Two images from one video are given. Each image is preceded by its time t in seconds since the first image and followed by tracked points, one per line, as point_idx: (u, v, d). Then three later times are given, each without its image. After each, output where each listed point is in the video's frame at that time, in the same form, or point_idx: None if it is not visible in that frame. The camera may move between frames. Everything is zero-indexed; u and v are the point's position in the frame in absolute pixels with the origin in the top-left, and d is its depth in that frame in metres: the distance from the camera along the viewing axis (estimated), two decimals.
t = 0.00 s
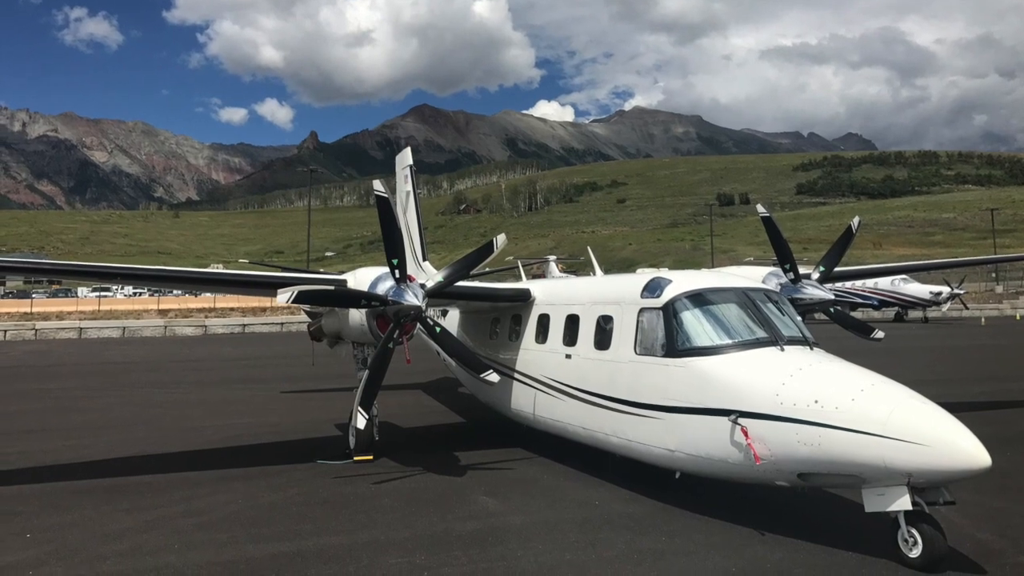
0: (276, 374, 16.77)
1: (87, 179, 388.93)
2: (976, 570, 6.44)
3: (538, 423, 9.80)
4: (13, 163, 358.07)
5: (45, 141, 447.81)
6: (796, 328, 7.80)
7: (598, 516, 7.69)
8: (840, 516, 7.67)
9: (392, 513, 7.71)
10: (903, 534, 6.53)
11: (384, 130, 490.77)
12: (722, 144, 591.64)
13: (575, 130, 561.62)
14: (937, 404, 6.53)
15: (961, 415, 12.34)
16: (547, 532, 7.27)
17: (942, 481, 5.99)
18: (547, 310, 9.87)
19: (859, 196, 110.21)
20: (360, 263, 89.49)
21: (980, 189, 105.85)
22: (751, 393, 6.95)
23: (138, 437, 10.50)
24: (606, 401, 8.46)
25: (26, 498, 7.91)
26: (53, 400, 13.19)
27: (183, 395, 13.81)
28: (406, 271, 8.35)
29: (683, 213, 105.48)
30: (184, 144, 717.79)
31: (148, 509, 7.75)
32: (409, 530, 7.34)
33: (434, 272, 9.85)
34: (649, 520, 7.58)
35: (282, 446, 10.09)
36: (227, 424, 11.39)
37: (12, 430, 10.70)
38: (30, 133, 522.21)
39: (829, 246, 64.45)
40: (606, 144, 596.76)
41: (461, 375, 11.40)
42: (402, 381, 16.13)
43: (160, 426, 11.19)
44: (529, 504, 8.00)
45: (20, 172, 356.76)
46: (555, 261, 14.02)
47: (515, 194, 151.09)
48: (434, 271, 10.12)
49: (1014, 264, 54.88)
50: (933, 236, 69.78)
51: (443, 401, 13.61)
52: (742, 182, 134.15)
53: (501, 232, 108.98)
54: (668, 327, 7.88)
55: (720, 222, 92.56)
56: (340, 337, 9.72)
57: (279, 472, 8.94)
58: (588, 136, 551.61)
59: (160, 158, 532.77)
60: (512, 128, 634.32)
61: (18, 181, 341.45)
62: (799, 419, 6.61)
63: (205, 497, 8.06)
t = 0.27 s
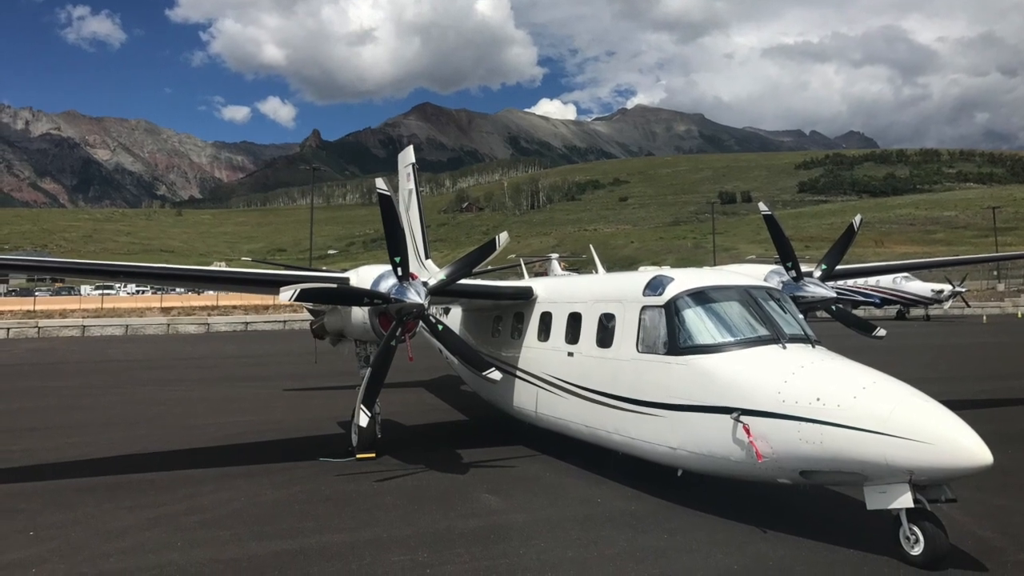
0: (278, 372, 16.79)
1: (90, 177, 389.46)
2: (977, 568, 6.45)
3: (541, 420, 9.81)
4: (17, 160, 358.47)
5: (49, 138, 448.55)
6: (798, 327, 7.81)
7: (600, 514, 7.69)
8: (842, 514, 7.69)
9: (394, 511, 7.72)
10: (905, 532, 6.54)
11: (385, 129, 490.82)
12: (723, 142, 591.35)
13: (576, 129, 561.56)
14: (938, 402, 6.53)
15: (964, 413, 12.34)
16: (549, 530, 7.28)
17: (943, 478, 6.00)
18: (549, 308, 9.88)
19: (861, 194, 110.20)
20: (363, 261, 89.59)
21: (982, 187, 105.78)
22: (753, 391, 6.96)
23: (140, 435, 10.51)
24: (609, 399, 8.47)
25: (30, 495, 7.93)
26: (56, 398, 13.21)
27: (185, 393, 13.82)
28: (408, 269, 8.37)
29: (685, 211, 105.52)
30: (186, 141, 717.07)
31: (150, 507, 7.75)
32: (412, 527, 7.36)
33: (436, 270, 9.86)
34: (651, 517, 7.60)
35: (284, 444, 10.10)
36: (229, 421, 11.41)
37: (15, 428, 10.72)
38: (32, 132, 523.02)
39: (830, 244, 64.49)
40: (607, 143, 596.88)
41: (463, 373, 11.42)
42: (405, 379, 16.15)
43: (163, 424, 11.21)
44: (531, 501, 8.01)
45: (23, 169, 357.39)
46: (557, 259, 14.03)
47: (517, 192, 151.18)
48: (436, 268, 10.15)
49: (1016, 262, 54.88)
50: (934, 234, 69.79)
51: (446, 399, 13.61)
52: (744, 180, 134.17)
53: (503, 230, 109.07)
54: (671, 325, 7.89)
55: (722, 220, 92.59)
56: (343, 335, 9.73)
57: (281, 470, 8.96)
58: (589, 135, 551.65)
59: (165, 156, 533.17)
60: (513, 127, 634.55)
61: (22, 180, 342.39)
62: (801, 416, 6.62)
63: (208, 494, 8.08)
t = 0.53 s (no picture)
0: (281, 370, 16.80)
1: (93, 176, 389.82)
2: (979, 565, 6.46)
3: (543, 418, 9.83)
4: (20, 159, 359.00)
5: (52, 136, 448.88)
6: (800, 324, 7.82)
7: (603, 512, 7.70)
8: (845, 512, 7.70)
9: (397, 509, 7.73)
10: (906, 530, 6.55)
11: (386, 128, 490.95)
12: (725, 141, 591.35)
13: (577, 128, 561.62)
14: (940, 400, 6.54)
15: (966, 411, 12.36)
16: (552, 528, 7.29)
17: (944, 476, 6.01)
18: (551, 306, 9.90)
19: (863, 192, 110.25)
20: (366, 258, 89.64)
21: (983, 185, 105.77)
22: (755, 389, 6.97)
23: (143, 433, 10.52)
24: (611, 397, 8.48)
25: (34, 493, 7.96)
26: (59, 396, 13.22)
27: (188, 390, 13.84)
28: (411, 267, 8.37)
29: (687, 209, 105.58)
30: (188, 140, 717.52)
31: (153, 504, 7.77)
32: (414, 525, 7.36)
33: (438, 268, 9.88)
34: (653, 516, 7.60)
35: (287, 442, 10.11)
36: (232, 419, 11.43)
37: (19, 425, 10.75)
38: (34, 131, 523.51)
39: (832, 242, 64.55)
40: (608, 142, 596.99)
41: (465, 371, 11.44)
42: (408, 376, 16.17)
43: (166, 421, 11.21)
44: (533, 499, 8.02)
45: (26, 167, 357.99)
46: (560, 257, 14.05)
47: (520, 190, 151.28)
48: (439, 266, 10.16)
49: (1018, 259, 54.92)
50: (936, 232, 69.83)
51: (448, 397, 13.62)
52: (746, 178, 134.13)
53: (505, 227, 109.17)
54: (673, 322, 7.90)
55: (724, 218, 92.66)
56: (345, 333, 9.75)
57: (284, 467, 8.97)
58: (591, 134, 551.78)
59: (167, 155, 533.83)
60: (514, 126, 634.80)
61: (25, 178, 342.83)
62: (803, 414, 6.62)
63: (210, 492, 8.09)
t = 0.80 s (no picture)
0: (283, 367, 16.81)
1: (96, 174, 390.14)
2: (980, 563, 6.47)
3: (545, 416, 9.84)
4: (22, 157, 359.24)
5: (55, 134, 449.37)
6: (802, 322, 7.83)
7: (605, 509, 7.72)
8: (846, 510, 7.71)
9: (399, 507, 7.74)
10: (908, 527, 6.56)
11: (388, 127, 491.45)
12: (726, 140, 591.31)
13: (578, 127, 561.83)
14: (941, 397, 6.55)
15: (967, 409, 12.38)
16: (554, 525, 7.31)
17: (947, 473, 6.02)
18: (553, 304, 9.93)
19: (864, 191, 110.26)
20: (368, 257, 89.70)
21: (984, 184, 105.78)
22: (756, 387, 6.98)
23: (145, 431, 10.52)
24: (613, 394, 8.50)
25: (36, 490, 7.97)
26: (61, 394, 13.23)
27: (190, 389, 13.86)
28: (413, 265, 8.38)
29: (689, 207, 105.59)
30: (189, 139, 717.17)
31: (156, 502, 7.78)
32: (417, 522, 7.38)
33: (441, 267, 9.92)
34: (655, 513, 7.62)
35: (291, 439, 10.13)
36: (235, 417, 11.44)
37: (21, 423, 10.75)
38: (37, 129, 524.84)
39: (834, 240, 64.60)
40: (609, 141, 597.16)
41: (468, 369, 11.46)
42: (410, 374, 16.18)
43: (168, 419, 11.23)
44: (535, 497, 8.04)
45: (28, 165, 358.16)
46: (562, 255, 14.06)
47: (522, 188, 151.35)
48: (441, 264, 10.19)
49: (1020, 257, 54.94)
50: (938, 229, 69.86)
51: (450, 395, 13.64)
52: (749, 176, 134.10)
53: (507, 225, 109.23)
54: (675, 320, 7.91)
55: (726, 216, 92.75)
56: (347, 331, 9.77)
57: (287, 465, 8.98)
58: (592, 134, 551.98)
59: (168, 153, 533.98)
60: (516, 125, 635.17)
61: (27, 176, 343.00)
62: (804, 412, 6.64)
63: (212, 489, 8.10)
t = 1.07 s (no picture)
0: (286, 365, 16.82)
1: (98, 173, 390.54)
2: (982, 561, 6.48)
3: (547, 414, 9.86)
4: (24, 155, 359.85)
5: (58, 133, 449.72)
6: (804, 320, 7.83)
7: (607, 507, 7.73)
8: (849, 507, 7.71)
9: (402, 504, 7.75)
10: (910, 525, 6.57)
11: (389, 125, 491.54)
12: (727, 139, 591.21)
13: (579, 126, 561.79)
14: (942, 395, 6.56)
15: (969, 407, 12.39)
16: (556, 522, 7.32)
17: (948, 471, 6.03)
18: (556, 302, 9.93)
19: (866, 189, 110.28)
20: (371, 255, 89.78)
21: (986, 182, 105.79)
22: (758, 384, 6.99)
23: (149, 428, 10.53)
24: (614, 392, 8.51)
25: (39, 488, 7.98)
26: (64, 391, 13.24)
27: (193, 386, 13.86)
28: (416, 263, 8.39)
29: (691, 205, 105.64)
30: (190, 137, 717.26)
31: (159, 500, 7.79)
32: (419, 519, 7.39)
33: (443, 265, 9.94)
34: (657, 511, 7.62)
35: (293, 437, 10.13)
36: (237, 415, 11.45)
37: (24, 421, 10.76)
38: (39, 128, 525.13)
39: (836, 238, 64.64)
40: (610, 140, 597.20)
41: (470, 366, 11.47)
42: (413, 372, 16.19)
43: (170, 417, 11.23)
44: (538, 494, 8.05)
45: (31, 164, 358.83)
46: (564, 253, 14.05)
47: (524, 187, 151.40)
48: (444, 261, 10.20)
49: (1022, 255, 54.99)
50: (939, 227, 69.89)
51: (452, 392, 13.64)
52: (751, 174, 134.10)
53: (509, 223, 109.33)
54: (677, 318, 7.92)
55: (728, 214, 92.78)
56: (350, 329, 9.78)
57: (289, 463, 8.99)
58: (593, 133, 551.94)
59: (170, 152, 534.98)
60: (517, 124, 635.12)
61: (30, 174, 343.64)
62: (807, 410, 6.64)
63: (215, 487, 8.11)
